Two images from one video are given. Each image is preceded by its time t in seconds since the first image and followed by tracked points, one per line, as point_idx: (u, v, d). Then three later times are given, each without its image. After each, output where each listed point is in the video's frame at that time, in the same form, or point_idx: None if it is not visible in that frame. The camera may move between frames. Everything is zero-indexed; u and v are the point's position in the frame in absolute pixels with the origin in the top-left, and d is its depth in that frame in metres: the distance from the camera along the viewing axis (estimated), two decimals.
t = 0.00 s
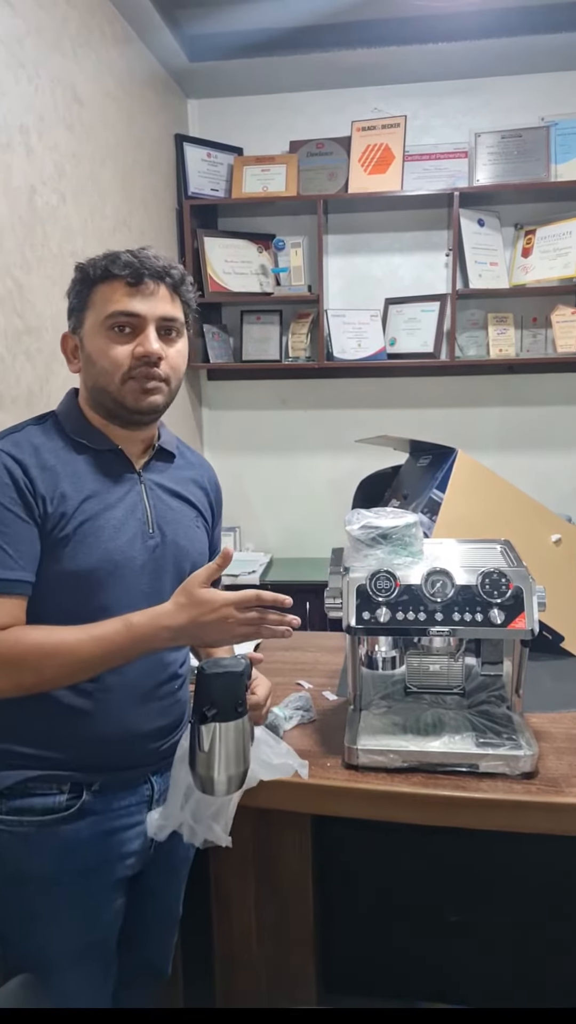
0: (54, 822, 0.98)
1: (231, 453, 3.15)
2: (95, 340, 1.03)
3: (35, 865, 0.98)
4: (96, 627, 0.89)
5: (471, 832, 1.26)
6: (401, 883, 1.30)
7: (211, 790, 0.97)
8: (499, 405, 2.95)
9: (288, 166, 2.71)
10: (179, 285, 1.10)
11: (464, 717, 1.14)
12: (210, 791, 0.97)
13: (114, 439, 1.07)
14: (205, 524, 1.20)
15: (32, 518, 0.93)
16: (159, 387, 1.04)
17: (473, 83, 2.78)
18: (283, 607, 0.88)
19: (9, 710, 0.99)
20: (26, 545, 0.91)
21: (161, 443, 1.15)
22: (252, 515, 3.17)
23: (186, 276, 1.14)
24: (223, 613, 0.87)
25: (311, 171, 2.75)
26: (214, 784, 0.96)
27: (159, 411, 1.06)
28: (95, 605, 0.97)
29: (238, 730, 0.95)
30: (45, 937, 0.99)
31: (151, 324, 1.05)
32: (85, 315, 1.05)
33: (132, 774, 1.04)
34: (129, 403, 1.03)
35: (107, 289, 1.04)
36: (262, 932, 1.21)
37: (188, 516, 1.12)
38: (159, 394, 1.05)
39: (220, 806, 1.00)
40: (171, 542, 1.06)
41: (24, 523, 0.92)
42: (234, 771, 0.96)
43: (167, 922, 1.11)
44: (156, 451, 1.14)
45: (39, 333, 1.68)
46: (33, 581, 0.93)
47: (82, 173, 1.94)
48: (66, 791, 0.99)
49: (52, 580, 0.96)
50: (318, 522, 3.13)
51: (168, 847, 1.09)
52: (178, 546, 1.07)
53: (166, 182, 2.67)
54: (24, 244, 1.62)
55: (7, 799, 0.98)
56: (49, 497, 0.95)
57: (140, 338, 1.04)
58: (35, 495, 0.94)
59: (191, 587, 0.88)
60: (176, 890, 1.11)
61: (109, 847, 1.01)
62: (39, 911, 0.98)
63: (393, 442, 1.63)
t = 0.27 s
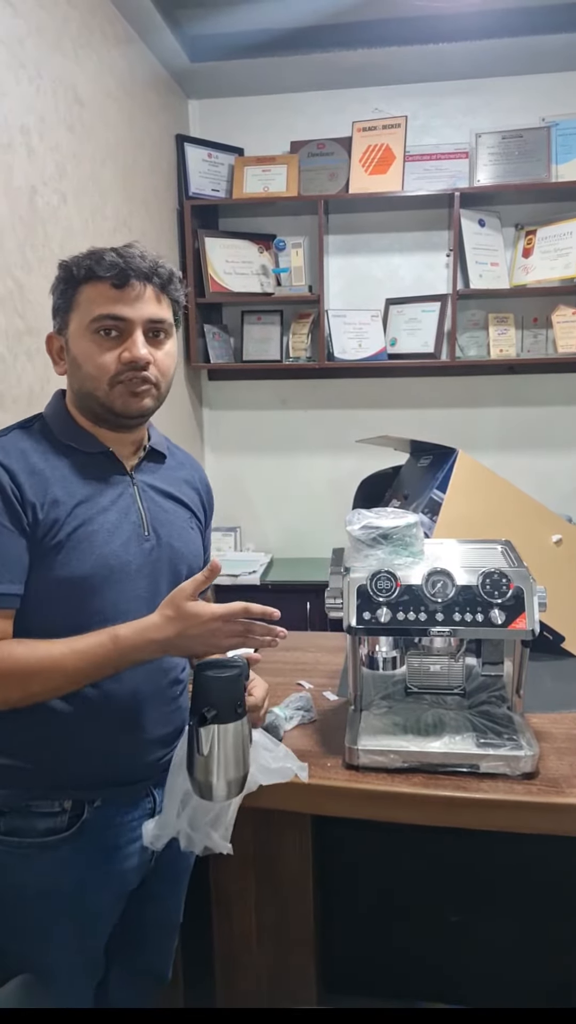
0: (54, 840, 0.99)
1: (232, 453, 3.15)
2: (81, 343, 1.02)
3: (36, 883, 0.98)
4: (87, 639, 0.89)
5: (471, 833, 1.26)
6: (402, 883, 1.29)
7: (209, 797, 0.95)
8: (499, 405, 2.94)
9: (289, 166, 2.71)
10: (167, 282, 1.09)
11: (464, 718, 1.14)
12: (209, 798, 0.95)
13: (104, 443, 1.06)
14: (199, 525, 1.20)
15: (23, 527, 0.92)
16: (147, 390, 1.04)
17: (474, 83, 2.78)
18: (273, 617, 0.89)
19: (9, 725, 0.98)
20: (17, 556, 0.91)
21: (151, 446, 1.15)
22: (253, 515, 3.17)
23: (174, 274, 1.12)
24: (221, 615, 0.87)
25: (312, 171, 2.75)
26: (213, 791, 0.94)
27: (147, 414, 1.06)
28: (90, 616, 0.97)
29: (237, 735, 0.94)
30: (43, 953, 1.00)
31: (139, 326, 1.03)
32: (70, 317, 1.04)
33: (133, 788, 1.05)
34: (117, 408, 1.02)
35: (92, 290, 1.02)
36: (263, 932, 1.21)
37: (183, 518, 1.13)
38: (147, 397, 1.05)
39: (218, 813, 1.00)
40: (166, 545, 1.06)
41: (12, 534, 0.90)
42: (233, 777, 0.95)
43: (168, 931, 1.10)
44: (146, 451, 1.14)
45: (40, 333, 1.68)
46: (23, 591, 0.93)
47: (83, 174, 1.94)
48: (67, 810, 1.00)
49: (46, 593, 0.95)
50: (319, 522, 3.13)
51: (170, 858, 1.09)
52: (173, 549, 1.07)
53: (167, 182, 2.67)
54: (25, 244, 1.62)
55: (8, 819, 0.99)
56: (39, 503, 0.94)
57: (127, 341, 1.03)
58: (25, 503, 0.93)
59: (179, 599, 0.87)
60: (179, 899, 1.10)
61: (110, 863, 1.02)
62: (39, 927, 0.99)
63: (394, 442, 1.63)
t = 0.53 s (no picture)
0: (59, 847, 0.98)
1: (233, 454, 3.15)
2: (77, 342, 1.02)
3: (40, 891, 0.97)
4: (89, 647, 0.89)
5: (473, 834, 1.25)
6: (402, 883, 1.29)
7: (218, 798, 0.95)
8: (501, 406, 2.94)
9: (290, 167, 2.71)
10: (162, 280, 1.08)
11: (466, 719, 1.13)
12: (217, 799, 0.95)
13: (102, 444, 1.06)
14: (196, 526, 1.20)
15: (27, 535, 0.91)
16: (144, 390, 1.04)
17: (475, 83, 2.78)
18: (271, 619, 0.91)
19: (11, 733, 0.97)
20: (22, 565, 0.90)
21: (148, 448, 1.16)
22: (254, 516, 3.17)
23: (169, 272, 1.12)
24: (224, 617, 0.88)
25: (313, 172, 2.75)
26: (221, 793, 0.94)
27: (145, 414, 1.06)
28: (94, 621, 0.97)
29: (244, 737, 0.93)
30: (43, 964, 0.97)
31: (135, 325, 1.03)
32: (65, 316, 1.03)
33: (135, 792, 1.03)
34: (114, 407, 1.02)
35: (87, 289, 1.02)
36: (264, 933, 1.20)
37: (181, 519, 1.13)
38: (145, 396, 1.05)
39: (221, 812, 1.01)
40: (166, 547, 1.07)
41: (16, 542, 0.90)
42: (241, 779, 0.94)
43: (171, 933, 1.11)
44: (143, 453, 1.15)
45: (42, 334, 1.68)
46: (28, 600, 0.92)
47: (85, 175, 1.95)
48: (72, 816, 0.99)
49: (51, 600, 0.95)
50: (321, 523, 3.13)
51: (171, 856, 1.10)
52: (172, 551, 1.08)
53: (169, 183, 2.67)
54: (27, 245, 1.62)
55: (10, 827, 0.98)
56: (43, 510, 0.94)
57: (124, 339, 1.03)
58: (29, 511, 0.92)
59: (181, 605, 0.87)
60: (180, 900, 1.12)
61: (114, 867, 1.02)
62: (42, 937, 0.97)
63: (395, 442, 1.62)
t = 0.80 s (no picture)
0: (65, 847, 0.98)
1: (236, 454, 3.15)
2: (80, 341, 1.02)
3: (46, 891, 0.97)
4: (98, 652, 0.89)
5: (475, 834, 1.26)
6: (402, 883, 1.29)
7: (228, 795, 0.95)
8: (504, 407, 2.94)
9: (294, 167, 2.71)
10: (166, 279, 1.09)
11: (468, 720, 1.13)
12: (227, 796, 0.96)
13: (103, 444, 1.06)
14: (197, 525, 1.20)
15: (33, 538, 0.91)
16: (148, 390, 1.04)
17: (480, 84, 2.78)
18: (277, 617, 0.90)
19: (17, 734, 0.97)
20: (30, 568, 0.90)
21: (150, 447, 1.16)
22: (257, 516, 3.17)
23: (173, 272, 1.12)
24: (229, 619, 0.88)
25: (318, 172, 2.74)
26: (231, 790, 0.95)
27: (148, 414, 1.06)
28: (101, 622, 0.97)
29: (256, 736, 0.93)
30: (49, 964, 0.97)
31: (140, 325, 1.03)
32: (68, 316, 1.03)
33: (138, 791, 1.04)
34: (118, 408, 1.02)
35: (90, 288, 1.02)
36: (265, 932, 1.21)
37: (183, 519, 1.13)
38: (149, 396, 1.05)
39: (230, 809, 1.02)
40: (169, 548, 1.07)
41: (23, 546, 0.89)
42: (251, 778, 0.95)
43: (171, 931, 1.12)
44: (145, 453, 1.15)
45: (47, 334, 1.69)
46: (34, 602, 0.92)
47: (90, 174, 1.95)
48: (77, 818, 0.99)
49: (56, 602, 0.95)
50: (323, 523, 3.13)
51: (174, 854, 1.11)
52: (176, 551, 1.08)
53: (173, 183, 2.67)
54: (32, 244, 1.63)
55: (16, 828, 0.98)
56: (49, 513, 0.93)
57: (128, 339, 1.03)
58: (35, 514, 0.92)
59: (186, 606, 0.88)
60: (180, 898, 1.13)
61: (120, 866, 1.02)
62: (48, 937, 0.97)
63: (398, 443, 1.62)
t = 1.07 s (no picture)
0: (71, 847, 0.98)
1: (238, 454, 3.15)
2: (133, 352, 0.99)
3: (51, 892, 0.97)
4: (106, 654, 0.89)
5: (476, 835, 1.26)
6: (403, 884, 1.30)
7: (231, 794, 0.96)
8: (507, 407, 2.94)
9: (298, 167, 2.71)
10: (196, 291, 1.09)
11: (470, 721, 1.13)
12: (230, 795, 0.96)
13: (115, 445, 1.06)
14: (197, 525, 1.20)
15: (39, 544, 0.90)
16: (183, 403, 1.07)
17: (484, 84, 2.78)
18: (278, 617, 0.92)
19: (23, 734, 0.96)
20: (36, 573, 0.89)
21: (151, 446, 1.15)
22: (259, 516, 3.17)
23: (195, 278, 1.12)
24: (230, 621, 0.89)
25: (321, 172, 2.74)
26: (234, 789, 0.95)
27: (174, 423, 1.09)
28: (107, 624, 0.97)
29: (257, 735, 0.93)
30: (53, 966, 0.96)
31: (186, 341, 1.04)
32: (117, 318, 0.98)
33: (142, 790, 1.04)
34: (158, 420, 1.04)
35: (146, 298, 0.99)
36: (266, 933, 1.21)
37: (184, 519, 1.13)
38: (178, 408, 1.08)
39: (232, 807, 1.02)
40: (171, 548, 1.07)
41: (30, 551, 0.89)
42: (255, 776, 0.95)
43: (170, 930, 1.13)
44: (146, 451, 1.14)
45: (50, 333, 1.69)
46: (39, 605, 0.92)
47: (93, 174, 1.95)
48: (83, 818, 0.99)
49: (63, 604, 0.94)
50: (325, 523, 3.13)
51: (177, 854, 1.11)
52: (177, 551, 1.08)
53: (176, 183, 2.67)
54: (35, 244, 1.63)
55: (21, 829, 0.97)
56: (55, 517, 0.93)
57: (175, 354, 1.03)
58: (41, 519, 0.91)
59: (190, 608, 0.88)
60: (179, 897, 1.14)
61: (124, 866, 1.03)
62: (52, 937, 0.97)
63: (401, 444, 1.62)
